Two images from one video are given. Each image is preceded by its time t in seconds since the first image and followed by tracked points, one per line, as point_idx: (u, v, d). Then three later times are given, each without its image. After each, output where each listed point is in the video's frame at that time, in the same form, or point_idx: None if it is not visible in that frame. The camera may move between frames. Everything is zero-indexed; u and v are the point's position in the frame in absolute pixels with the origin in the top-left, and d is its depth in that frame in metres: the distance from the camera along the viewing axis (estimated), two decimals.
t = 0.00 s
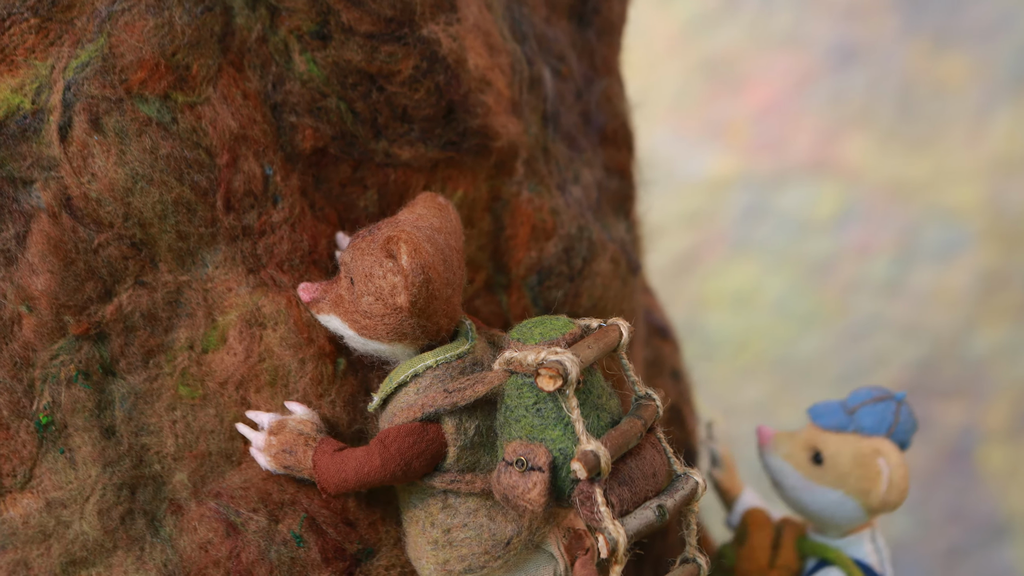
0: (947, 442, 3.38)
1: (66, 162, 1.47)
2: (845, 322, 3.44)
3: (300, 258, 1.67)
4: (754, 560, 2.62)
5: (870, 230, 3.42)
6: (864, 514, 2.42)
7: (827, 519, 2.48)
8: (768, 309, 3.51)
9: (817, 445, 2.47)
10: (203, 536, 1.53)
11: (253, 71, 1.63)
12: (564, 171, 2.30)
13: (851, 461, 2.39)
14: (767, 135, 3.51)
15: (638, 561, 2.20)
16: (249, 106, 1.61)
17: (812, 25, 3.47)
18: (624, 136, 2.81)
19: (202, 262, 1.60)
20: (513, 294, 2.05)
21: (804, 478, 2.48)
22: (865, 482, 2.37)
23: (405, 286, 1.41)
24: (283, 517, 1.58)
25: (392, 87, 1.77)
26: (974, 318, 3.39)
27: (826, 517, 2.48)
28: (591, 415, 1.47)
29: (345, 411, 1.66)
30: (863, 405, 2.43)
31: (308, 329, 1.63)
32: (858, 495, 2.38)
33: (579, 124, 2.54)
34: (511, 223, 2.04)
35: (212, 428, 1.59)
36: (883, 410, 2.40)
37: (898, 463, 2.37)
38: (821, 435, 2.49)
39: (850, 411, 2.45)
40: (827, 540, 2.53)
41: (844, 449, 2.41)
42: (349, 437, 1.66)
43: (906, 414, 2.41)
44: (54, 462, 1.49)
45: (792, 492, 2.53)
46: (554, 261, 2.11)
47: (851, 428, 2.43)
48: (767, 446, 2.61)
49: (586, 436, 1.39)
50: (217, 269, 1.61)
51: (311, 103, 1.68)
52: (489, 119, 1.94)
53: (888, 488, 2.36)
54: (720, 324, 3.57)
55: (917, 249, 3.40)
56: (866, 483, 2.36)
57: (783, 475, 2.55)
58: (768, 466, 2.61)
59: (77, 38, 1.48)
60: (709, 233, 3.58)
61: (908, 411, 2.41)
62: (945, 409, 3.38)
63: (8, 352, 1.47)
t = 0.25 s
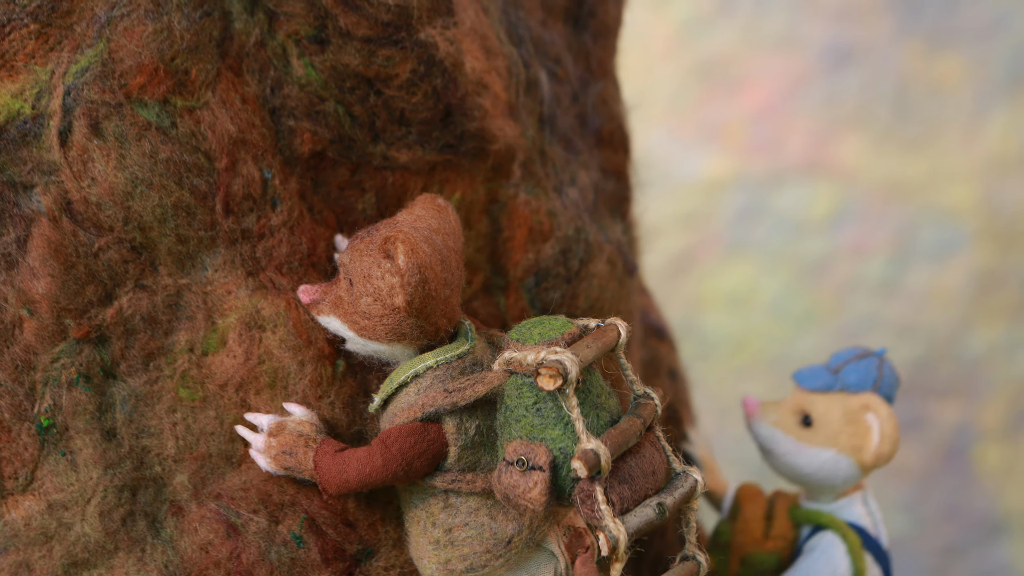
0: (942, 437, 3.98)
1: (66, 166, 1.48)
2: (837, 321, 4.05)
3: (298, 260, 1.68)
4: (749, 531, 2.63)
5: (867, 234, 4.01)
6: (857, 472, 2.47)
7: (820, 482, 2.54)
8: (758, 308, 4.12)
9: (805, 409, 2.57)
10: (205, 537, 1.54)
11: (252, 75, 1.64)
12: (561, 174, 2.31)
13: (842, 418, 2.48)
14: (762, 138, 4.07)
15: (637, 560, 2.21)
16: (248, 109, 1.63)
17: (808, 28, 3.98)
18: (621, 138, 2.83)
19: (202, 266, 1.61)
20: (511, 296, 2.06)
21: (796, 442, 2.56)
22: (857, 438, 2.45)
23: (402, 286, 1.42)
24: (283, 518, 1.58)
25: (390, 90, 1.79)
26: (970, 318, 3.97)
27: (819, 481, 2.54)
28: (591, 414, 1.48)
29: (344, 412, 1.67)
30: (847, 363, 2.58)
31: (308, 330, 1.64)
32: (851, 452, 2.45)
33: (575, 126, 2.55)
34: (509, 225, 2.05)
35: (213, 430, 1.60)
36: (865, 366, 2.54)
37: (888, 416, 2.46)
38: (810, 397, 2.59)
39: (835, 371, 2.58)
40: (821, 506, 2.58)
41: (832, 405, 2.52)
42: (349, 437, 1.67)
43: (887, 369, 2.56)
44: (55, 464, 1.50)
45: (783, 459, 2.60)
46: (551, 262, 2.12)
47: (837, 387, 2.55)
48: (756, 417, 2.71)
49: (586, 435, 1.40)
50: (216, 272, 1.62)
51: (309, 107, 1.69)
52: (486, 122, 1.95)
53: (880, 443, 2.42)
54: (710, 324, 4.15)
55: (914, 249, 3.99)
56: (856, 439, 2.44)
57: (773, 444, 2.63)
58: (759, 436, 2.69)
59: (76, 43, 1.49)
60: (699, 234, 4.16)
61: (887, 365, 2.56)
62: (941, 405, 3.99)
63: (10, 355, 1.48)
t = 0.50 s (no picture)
0: (938, 436, 4.04)
1: (66, 168, 1.48)
2: (835, 320, 4.08)
3: (298, 261, 1.69)
4: (738, 512, 2.68)
5: (864, 232, 4.06)
6: (844, 449, 2.53)
7: (806, 461, 2.59)
8: (757, 308, 4.15)
9: (788, 390, 2.61)
10: (205, 537, 1.55)
11: (250, 78, 1.65)
12: (558, 175, 2.32)
13: (825, 396, 2.53)
14: (758, 138, 4.10)
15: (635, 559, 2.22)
16: (247, 111, 1.64)
17: (802, 29, 4.03)
18: (617, 139, 2.84)
19: (202, 267, 1.62)
20: (509, 296, 2.07)
21: (782, 423, 2.60)
22: (841, 415, 2.50)
23: (399, 288, 1.43)
24: (283, 517, 1.58)
25: (387, 92, 1.80)
26: (965, 316, 4.02)
27: (806, 460, 2.59)
28: (587, 415, 1.49)
29: (344, 412, 1.68)
30: (826, 340, 2.62)
31: (308, 331, 1.65)
32: (835, 429, 2.51)
33: (572, 128, 2.56)
34: (507, 226, 2.06)
35: (213, 430, 1.61)
36: (845, 342, 2.58)
37: (870, 389, 2.52)
38: (792, 376, 2.63)
39: (814, 348, 2.63)
40: (810, 485, 2.63)
41: (814, 383, 2.57)
42: (348, 437, 1.68)
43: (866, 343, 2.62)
44: (56, 465, 1.51)
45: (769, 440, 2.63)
46: (549, 263, 2.13)
47: (817, 365, 2.60)
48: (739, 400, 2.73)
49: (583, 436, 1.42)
50: (216, 273, 1.62)
51: (308, 108, 1.70)
52: (484, 124, 1.97)
53: (864, 416, 2.48)
54: (709, 323, 4.18)
55: (909, 248, 4.03)
56: (841, 415, 2.50)
57: (758, 427, 2.66)
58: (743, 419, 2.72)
59: (76, 46, 1.50)
60: (697, 234, 4.20)
61: (866, 341, 2.61)
62: (938, 405, 4.03)
63: (11, 356, 1.49)
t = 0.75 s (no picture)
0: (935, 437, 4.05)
1: (67, 170, 1.49)
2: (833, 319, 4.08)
3: (298, 262, 1.70)
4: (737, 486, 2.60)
5: (861, 231, 4.07)
6: (847, 428, 2.48)
7: (809, 439, 2.53)
8: (755, 308, 4.15)
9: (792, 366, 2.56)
10: (205, 537, 1.55)
11: (250, 79, 1.66)
12: (557, 175, 2.33)
13: (828, 373, 2.49)
14: (756, 139, 4.12)
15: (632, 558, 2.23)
16: (246, 113, 1.64)
17: (800, 31, 4.05)
18: (615, 140, 2.85)
19: (202, 268, 1.63)
20: (508, 297, 2.08)
21: (783, 400, 2.54)
22: (843, 394, 2.46)
23: (394, 288, 1.44)
24: (283, 517, 1.59)
25: (386, 93, 1.81)
26: (963, 316, 4.03)
27: (808, 438, 2.53)
28: (585, 415, 1.50)
29: (344, 412, 1.69)
30: (831, 319, 2.57)
31: (308, 331, 1.66)
32: (838, 408, 2.46)
33: (570, 128, 2.57)
34: (505, 226, 2.07)
35: (213, 430, 1.61)
36: (850, 321, 2.53)
37: (876, 368, 2.47)
38: (794, 354, 2.58)
39: (819, 327, 2.57)
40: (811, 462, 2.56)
41: (818, 361, 2.52)
42: (348, 437, 1.69)
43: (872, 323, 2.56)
44: (58, 465, 1.52)
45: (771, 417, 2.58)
46: (547, 263, 2.14)
47: (822, 344, 2.54)
48: (743, 378, 2.67)
49: (581, 435, 1.42)
50: (216, 274, 1.63)
51: (307, 110, 1.71)
52: (482, 125, 1.97)
53: (869, 396, 2.44)
54: (707, 322, 4.20)
55: (907, 248, 4.04)
56: (845, 394, 2.45)
57: (761, 405, 2.60)
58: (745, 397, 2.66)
59: (76, 49, 1.51)
60: (696, 234, 4.23)
61: (872, 320, 2.56)
62: (935, 405, 4.04)
63: (12, 357, 1.50)
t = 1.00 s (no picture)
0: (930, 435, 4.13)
1: (67, 171, 1.50)
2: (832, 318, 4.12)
3: (297, 263, 1.70)
4: (736, 460, 2.62)
5: (860, 230, 4.11)
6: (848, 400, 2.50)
7: (809, 413, 2.53)
8: (753, 308, 4.18)
9: (794, 340, 2.57)
10: (206, 536, 1.56)
11: (249, 81, 1.66)
12: (555, 176, 2.33)
13: (830, 345, 2.51)
14: (752, 139, 4.11)
15: (632, 557, 2.23)
16: (246, 114, 1.65)
17: (798, 31, 4.02)
18: (613, 140, 2.86)
19: (202, 268, 1.63)
20: (507, 297, 2.09)
21: (785, 372, 2.54)
22: (845, 365, 2.49)
23: (394, 288, 1.45)
24: (283, 517, 1.60)
25: (385, 94, 1.82)
26: (960, 315, 4.09)
27: (809, 412, 2.53)
28: (585, 414, 1.51)
29: (343, 413, 1.69)
30: (832, 294, 2.60)
31: (307, 332, 1.67)
32: (840, 379, 2.48)
33: (569, 129, 2.58)
34: (504, 227, 2.08)
35: (213, 431, 1.62)
36: (851, 295, 2.57)
37: (876, 340, 2.52)
38: (794, 328, 2.60)
39: (819, 301, 2.60)
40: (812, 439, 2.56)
41: (819, 333, 2.54)
42: (348, 437, 1.70)
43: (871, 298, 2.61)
44: (59, 465, 1.52)
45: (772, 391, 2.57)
46: (546, 264, 2.15)
47: (823, 317, 2.56)
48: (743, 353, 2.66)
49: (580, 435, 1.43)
50: (216, 275, 1.63)
51: (307, 112, 1.72)
52: (481, 126, 1.98)
53: (870, 366, 2.48)
54: (705, 322, 4.20)
55: (904, 248, 4.10)
56: (847, 365, 2.48)
57: (761, 378, 2.59)
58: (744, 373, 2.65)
59: (77, 50, 1.52)
60: (695, 235, 4.18)
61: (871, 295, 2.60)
62: (931, 403, 4.12)
63: (13, 358, 1.51)
